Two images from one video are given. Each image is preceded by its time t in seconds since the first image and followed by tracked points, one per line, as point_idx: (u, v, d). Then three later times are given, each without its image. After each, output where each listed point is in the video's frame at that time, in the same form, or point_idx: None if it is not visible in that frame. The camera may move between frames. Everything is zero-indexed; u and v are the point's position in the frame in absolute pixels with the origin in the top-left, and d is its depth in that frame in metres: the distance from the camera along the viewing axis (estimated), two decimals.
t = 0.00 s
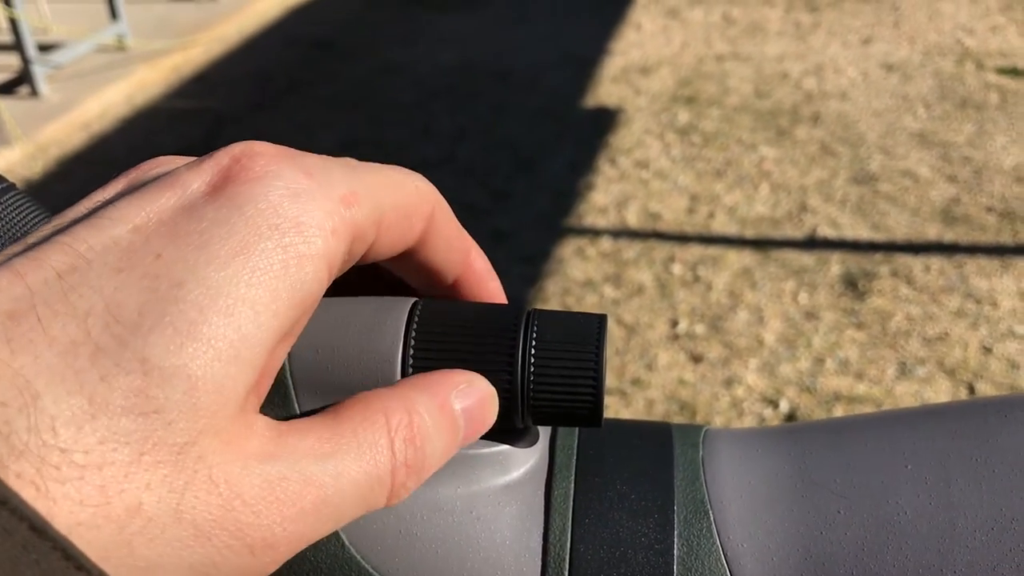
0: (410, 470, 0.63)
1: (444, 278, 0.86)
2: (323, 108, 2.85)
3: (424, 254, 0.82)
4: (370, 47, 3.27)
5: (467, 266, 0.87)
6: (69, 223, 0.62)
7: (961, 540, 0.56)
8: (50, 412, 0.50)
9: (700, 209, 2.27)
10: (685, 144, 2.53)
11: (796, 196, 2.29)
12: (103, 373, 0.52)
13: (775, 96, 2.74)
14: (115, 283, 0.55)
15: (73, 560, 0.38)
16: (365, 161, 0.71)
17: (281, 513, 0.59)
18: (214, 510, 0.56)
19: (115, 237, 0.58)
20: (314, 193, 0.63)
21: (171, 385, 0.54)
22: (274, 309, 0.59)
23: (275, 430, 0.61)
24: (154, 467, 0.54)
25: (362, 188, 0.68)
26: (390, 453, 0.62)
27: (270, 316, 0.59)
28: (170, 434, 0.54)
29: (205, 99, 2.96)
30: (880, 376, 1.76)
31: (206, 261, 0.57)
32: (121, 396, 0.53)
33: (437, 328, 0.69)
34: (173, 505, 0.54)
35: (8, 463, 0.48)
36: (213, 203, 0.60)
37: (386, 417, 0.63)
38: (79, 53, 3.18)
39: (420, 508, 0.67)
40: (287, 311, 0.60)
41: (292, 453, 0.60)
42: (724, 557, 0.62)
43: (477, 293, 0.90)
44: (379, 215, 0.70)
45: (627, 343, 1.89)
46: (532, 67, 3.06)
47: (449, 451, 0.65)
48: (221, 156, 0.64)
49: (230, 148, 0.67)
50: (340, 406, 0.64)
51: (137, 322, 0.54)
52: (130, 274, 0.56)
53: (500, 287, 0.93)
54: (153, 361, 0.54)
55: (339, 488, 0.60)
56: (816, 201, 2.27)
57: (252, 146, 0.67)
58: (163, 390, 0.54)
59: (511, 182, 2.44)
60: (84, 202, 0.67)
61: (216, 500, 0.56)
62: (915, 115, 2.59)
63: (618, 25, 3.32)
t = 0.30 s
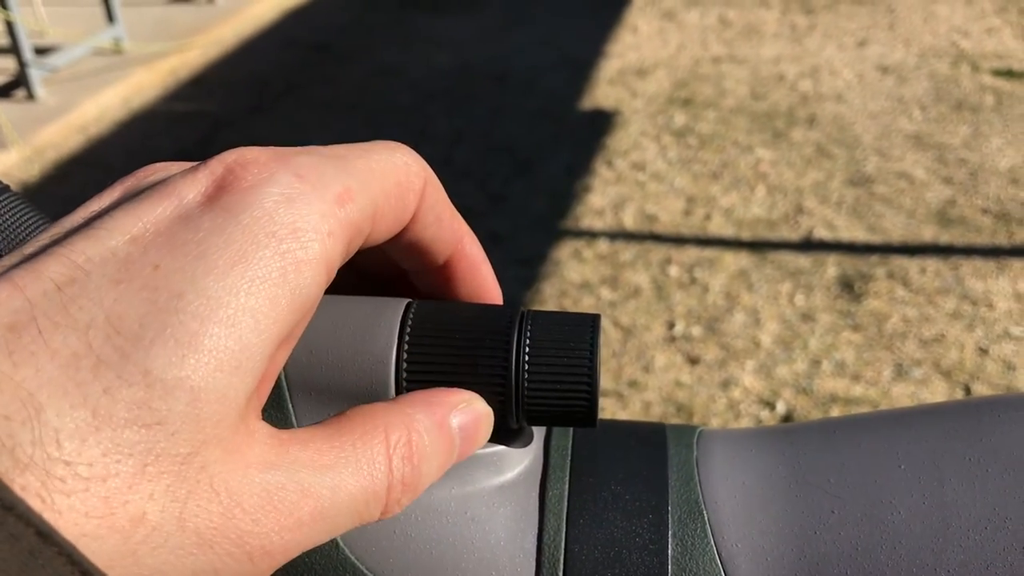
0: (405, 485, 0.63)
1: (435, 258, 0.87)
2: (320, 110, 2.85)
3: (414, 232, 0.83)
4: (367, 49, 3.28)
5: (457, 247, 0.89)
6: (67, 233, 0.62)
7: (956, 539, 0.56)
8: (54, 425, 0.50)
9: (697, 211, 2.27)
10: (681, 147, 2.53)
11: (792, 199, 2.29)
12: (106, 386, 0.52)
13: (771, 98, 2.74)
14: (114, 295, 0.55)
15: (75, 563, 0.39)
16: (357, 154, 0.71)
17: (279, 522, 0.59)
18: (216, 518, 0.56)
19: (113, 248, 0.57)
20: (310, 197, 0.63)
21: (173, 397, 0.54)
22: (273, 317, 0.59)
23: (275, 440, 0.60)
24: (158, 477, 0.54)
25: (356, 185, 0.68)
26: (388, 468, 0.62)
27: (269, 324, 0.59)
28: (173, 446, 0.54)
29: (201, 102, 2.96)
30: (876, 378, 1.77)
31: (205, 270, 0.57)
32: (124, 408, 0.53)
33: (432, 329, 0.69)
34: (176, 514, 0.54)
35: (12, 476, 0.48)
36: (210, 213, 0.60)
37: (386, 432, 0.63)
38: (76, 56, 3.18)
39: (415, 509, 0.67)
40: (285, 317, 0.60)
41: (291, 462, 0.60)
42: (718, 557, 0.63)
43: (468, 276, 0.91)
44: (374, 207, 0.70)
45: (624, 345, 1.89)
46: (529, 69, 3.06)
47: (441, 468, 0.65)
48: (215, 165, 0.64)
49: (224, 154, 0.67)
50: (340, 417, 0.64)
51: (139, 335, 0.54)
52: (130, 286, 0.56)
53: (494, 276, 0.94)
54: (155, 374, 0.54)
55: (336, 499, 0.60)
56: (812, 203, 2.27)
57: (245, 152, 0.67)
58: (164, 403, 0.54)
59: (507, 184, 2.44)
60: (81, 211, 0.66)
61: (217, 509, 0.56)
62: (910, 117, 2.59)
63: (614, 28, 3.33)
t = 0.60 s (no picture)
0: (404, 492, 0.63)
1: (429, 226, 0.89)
2: (317, 113, 2.85)
3: (408, 204, 0.84)
4: (364, 52, 3.28)
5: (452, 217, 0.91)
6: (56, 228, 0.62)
7: (952, 539, 0.56)
8: (42, 425, 0.50)
9: (694, 213, 2.28)
10: (679, 149, 2.54)
11: (789, 201, 2.29)
12: (94, 385, 0.52)
13: (768, 100, 2.75)
14: (100, 293, 0.55)
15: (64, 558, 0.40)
16: (343, 138, 0.70)
17: (267, 521, 0.59)
18: (204, 516, 0.56)
19: (99, 246, 0.58)
20: (294, 189, 0.63)
21: (161, 396, 0.54)
22: (258, 313, 0.59)
23: (265, 439, 0.60)
24: (146, 477, 0.54)
25: (341, 173, 0.67)
26: (385, 472, 0.62)
27: (254, 320, 0.58)
28: (162, 445, 0.54)
29: (198, 104, 2.96)
30: (873, 380, 1.77)
31: (188, 267, 0.57)
32: (112, 408, 0.53)
33: (428, 330, 0.69)
34: (165, 513, 0.54)
35: None
36: (194, 208, 0.60)
37: (384, 438, 0.63)
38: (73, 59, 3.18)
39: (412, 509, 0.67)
40: (270, 312, 0.59)
41: (280, 463, 0.60)
42: (714, 558, 0.62)
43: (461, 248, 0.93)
44: (360, 193, 0.69)
45: (621, 347, 1.89)
46: (526, 72, 3.06)
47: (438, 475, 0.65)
48: (200, 159, 0.64)
49: (209, 146, 0.66)
50: (337, 423, 0.64)
51: (125, 335, 0.54)
52: (115, 283, 0.56)
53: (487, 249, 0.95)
54: (142, 373, 0.54)
55: (327, 499, 0.60)
56: (809, 205, 2.27)
57: (230, 143, 0.66)
58: (152, 401, 0.54)
59: (504, 187, 2.44)
60: (71, 204, 0.67)
61: (205, 507, 0.56)
62: (907, 119, 2.60)
63: (611, 30, 3.34)
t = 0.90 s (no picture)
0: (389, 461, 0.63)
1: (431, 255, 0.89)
2: (315, 115, 2.85)
3: (415, 234, 0.85)
4: (362, 53, 3.28)
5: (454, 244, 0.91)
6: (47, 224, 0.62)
7: (948, 540, 0.56)
8: (20, 419, 0.50)
9: (692, 214, 2.28)
10: (677, 150, 2.54)
11: (787, 202, 2.29)
12: (75, 380, 0.52)
13: (766, 102, 2.75)
14: (88, 290, 0.55)
15: (40, 556, 0.39)
16: (343, 158, 0.71)
17: (255, 506, 0.58)
18: (185, 509, 0.56)
19: (89, 242, 0.57)
20: (289, 200, 0.63)
21: (144, 392, 0.54)
22: (246, 318, 0.58)
23: (244, 435, 0.60)
24: (127, 472, 0.53)
25: (339, 190, 0.68)
26: (371, 444, 0.62)
27: (241, 325, 0.58)
28: (143, 440, 0.54)
29: (196, 106, 2.95)
30: (871, 382, 1.77)
31: (178, 268, 0.56)
32: (93, 403, 0.52)
33: (421, 330, 0.70)
34: (145, 507, 0.54)
35: None
36: (188, 210, 0.60)
37: (363, 408, 0.63)
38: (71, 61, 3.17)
39: (406, 511, 0.67)
40: (258, 319, 0.59)
41: (266, 445, 0.60)
42: (709, 560, 0.62)
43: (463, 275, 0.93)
44: (358, 216, 0.70)
45: (619, 349, 1.89)
46: (524, 74, 3.07)
47: (429, 453, 0.65)
48: (197, 162, 0.64)
49: (207, 152, 0.67)
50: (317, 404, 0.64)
51: (110, 332, 0.54)
52: (104, 281, 0.56)
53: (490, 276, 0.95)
54: (126, 369, 0.53)
55: (319, 475, 0.60)
56: (806, 206, 2.27)
57: (229, 149, 0.66)
58: (135, 397, 0.53)
59: (502, 188, 2.44)
60: (65, 203, 0.67)
61: (187, 500, 0.56)
62: (904, 121, 2.60)
63: (609, 32, 3.34)
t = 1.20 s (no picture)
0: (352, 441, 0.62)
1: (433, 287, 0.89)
2: (313, 116, 2.85)
3: (421, 266, 0.85)
4: (361, 54, 3.28)
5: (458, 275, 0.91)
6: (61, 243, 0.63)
7: (945, 544, 0.56)
8: (37, 435, 0.50)
9: (691, 215, 2.28)
10: (676, 151, 2.54)
11: (786, 203, 2.29)
12: (92, 397, 0.52)
13: (765, 103, 2.75)
14: (104, 310, 0.55)
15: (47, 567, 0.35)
16: (360, 189, 0.71)
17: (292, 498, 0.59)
18: (211, 516, 0.57)
19: (106, 263, 0.57)
20: (307, 229, 0.63)
21: (160, 408, 0.54)
22: (259, 345, 0.59)
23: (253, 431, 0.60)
24: (146, 485, 0.54)
25: (354, 220, 0.68)
26: (334, 427, 0.62)
27: (255, 352, 0.58)
28: (162, 454, 0.54)
29: (195, 107, 2.95)
30: (870, 383, 1.77)
31: (196, 293, 0.57)
32: (109, 418, 0.53)
33: (419, 333, 0.70)
34: (169, 515, 0.55)
35: None
36: (207, 233, 0.60)
37: (314, 389, 0.63)
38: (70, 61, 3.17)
39: (402, 515, 0.67)
40: (271, 346, 0.60)
41: (261, 440, 0.60)
42: (707, 562, 0.62)
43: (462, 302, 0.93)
44: (371, 246, 0.70)
45: (618, 350, 1.89)
46: (522, 75, 3.07)
47: (397, 438, 0.64)
48: (217, 183, 0.64)
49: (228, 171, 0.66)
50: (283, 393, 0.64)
51: (126, 348, 0.54)
52: (120, 302, 0.56)
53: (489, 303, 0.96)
54: (142, 385, 0.54)
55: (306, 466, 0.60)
56: (805, 207, 2.28)
57: (249, 171, 0.66)
58: (151, 413, 0.54)
59: (500, 189, 2.44)
60: (80, 221, 0.67)
61: (213, 506, 0.57)
62: (903, 121, 2.60)
63: (607, 33, 3.34)
